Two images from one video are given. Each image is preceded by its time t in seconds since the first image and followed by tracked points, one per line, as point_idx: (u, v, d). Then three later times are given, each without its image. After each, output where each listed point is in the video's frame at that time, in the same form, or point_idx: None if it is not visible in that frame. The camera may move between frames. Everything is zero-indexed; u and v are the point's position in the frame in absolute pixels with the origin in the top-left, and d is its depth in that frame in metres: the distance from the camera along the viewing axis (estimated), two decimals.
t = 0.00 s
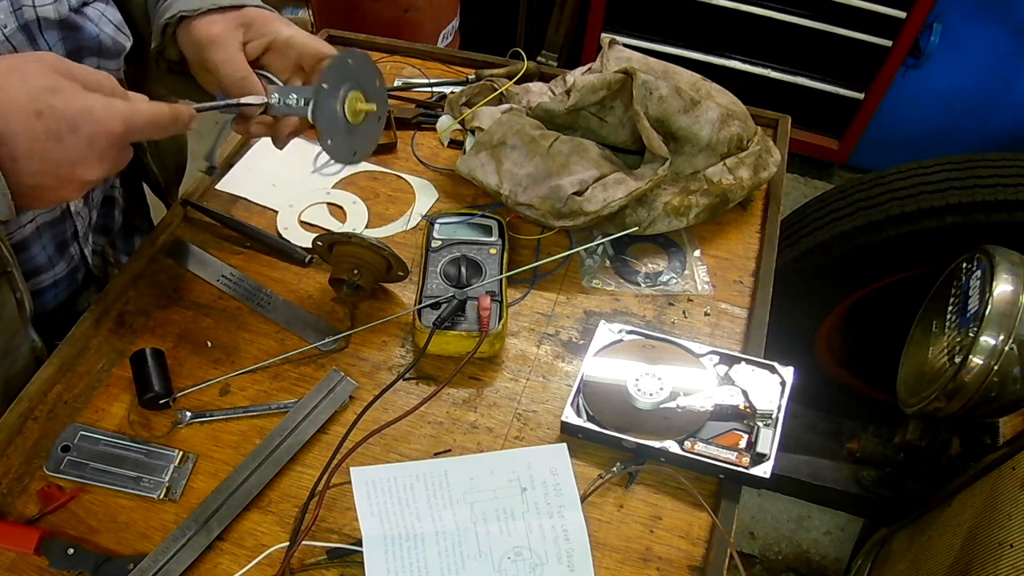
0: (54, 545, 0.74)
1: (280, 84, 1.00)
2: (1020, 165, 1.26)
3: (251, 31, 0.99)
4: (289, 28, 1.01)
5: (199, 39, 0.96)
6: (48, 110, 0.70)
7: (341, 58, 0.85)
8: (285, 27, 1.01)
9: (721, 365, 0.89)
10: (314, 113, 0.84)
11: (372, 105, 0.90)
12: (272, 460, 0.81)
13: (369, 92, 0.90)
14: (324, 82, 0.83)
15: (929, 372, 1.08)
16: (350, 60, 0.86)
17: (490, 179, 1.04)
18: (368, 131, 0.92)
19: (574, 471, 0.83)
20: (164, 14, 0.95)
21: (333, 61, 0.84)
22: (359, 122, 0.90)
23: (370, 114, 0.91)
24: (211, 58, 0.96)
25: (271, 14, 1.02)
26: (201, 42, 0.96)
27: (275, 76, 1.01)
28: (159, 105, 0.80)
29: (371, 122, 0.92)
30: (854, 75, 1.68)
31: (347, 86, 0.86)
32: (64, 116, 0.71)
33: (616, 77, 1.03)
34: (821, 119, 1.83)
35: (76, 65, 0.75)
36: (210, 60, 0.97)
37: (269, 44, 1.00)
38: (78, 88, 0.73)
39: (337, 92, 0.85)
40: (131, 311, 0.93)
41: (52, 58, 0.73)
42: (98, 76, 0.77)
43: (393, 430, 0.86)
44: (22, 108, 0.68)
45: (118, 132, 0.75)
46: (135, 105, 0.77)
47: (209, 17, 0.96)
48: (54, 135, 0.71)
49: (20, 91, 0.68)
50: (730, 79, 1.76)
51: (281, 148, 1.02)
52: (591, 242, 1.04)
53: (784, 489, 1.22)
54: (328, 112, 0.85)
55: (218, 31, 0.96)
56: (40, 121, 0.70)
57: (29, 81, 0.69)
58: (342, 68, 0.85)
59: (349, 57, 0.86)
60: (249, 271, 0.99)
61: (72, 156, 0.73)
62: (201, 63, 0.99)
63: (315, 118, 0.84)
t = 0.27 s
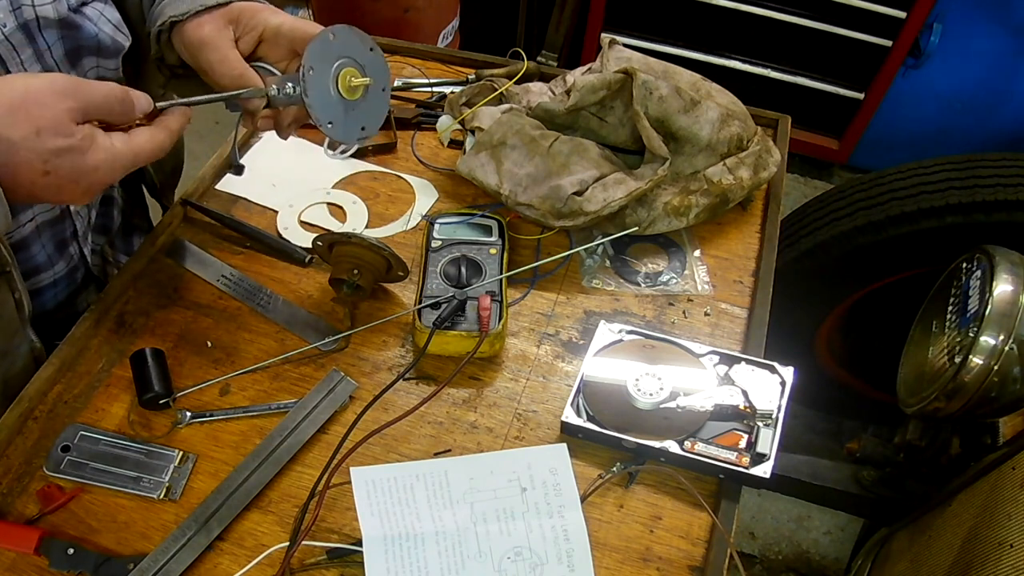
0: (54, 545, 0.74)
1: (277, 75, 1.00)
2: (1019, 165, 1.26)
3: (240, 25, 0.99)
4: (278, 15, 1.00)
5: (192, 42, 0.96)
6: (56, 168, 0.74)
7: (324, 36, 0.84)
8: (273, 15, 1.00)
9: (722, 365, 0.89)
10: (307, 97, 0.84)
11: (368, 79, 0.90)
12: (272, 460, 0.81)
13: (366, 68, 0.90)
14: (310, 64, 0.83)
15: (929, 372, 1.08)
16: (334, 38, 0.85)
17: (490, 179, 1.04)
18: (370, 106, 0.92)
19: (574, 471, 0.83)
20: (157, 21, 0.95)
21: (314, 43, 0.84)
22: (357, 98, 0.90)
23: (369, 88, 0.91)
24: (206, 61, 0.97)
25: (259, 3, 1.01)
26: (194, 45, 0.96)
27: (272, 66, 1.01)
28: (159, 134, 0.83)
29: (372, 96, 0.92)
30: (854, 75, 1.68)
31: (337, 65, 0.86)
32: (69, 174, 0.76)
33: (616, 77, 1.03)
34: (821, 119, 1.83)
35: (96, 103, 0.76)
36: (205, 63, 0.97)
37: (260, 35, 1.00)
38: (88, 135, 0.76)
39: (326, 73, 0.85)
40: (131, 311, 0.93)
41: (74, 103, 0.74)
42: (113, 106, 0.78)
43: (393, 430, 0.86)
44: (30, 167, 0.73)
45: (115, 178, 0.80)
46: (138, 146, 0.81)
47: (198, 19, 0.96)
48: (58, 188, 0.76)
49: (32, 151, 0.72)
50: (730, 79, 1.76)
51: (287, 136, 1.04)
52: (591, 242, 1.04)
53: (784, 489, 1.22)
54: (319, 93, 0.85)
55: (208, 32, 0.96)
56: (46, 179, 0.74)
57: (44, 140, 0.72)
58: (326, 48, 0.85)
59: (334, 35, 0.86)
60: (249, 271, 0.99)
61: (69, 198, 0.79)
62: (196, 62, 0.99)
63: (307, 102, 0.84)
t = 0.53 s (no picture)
0: (54, 545, 0.74)
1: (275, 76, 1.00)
2: (1019, 165, 1.26)
3: (236, 27, 0.99)
4: (274, 16, 1.00)
5: (189, 44, 0.96)
6: (53, 173, 0.74)
7: (318, 39, 0.84)
8: (269, 16, 1.00)
9: (722, 365, 0.89)
10: (302, 101, 0.84)
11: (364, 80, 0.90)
12: (272, 460, 0.81)
13: (362, 69, 0.90)
14: (304, 68, 0.83)
15: (929, 372, 1.08)
16: (329, 40, 0.85)
17: (490, 179, 1.04)
18: (367, 107, 0.92)
19: (574, 472, 0.83)
20: (155, 24, 0.96)
21: (308, 45, 0.84)
22: (354, 99, 0.90)
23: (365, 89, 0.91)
24: (203, 63, 0.97)
25: (256, 4, 1.01)
26: (191, 47, 0.96)
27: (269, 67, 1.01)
28: (156, 137, 0.83)
29: (369, 96, 0.92)
30: (854, 75, 1.68)
31: (332, 67, 0.86)
32: (67, 179, 0.76)
33: (616, 77, 1.03)
34: (821, 119, 1.83)
35: (95, 109, 0.76)
36: (202, 65, 0.97)
37: (256, 36, 1.00)
38: (87, 140, 0.76)
39: (321, 75, 0.85)
40: (131, 311, 0.93)
41: (74, 110, 0.74)
42: (113, 111, 0.78)
43: (393, 430, 0.86)
44: (28, 172, 0.73)
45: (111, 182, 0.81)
46: (135, 149, 0.81)
47: (194, 21, 0.96)
48: (55, 192, 0.77)
49: (30, 157, 0.72)
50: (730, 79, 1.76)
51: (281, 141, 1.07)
52: (592, 242, 1.04)
53: (784, 489, 1.22)
54: (315, 97, 0.85)
55: (205, 34, 0.96)
56: (43, 184, 0.75)
57: (42, 147, 0.72)
58: (321, 49, 0.85)
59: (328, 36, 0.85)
60: (249, 271, 0.99)
61: (65, 201, 0.79)
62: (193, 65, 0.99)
63: (303, 107, 0.84)
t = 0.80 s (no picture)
0: (54, 545, 0.74)
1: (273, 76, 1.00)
2: (1019, 165, 1.26)
3: (232, 28, 0.99)
4: (269, 17, 1.00)
5: (185, 48, 0.96)
6: (56, 180, 0.74)
7: (308, 39, 0.84)
8: (265, 17, 1.00)
9: (721, 365, 0.89)
10: (296, 104, 0.84)
11: (358, 80, 0.90)
12: (272, 460, 0.81)
13: (356, 69, 0.90)
14: (297, 70, 0.84)
15: (929, 372, 1.08)
16: (320, 40, 0.86)
17: (490, 179, 1.04)
18: (363, 107, 0.92)
19: (574, 472, 0.83)
20: (152, 27, 0.96)
21: (298, 48, 0.84)
22: (349, 100, 0.90)
23: (360, 89, 0.91)
24: (199, 67, 0.97)
25: (251, 5, 1.00)
26: (187, 51, 0.97)
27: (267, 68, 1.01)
28: (157, 138, 0.83)
29: (365, 96, 0.92)
30: (854, 75, 1.68)
31: (325, 68, 0.86)
32: (70, 184, 0.76)
33: (615, 77, 1.03)
34: (821, 119, 1.83)
35: (99, 112, 0.76)
36: (199, 69, 0.97)
37: (253, 37, 1.00)
38: (90, 145, 0.76)
39: (314, 78, 0.85)
40: (131, 311, 0.93)
41: (76, 115, 0.74)
42: (114, 115, 0.78)
43: (394, 430, 0.86)
44: (31, 179, 0.73)
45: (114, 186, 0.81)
46: (137, 151, 0.81)
47: (189, 25, 0.96)
48: (57, 197, 0.77)
49: (33, 164, 0.72)
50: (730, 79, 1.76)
51: (280, 144, 1.08)
52: (591, 242, 1.04)
53: (784, 489, 1.22)
54: (309, 99, 0.85)
55: (200, 39, 0.96)
56: (47, 189, 0.75)
57: (45, 153, 0.72)
58: (311, 51, 0.85)
59: (319, 37, 0.86)
60: (249, 271, 0.99)
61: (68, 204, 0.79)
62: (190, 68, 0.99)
63: (297, 109, 0.84)
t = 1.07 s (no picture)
0: (54, 545, 0.74)
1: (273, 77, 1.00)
2: (1019, 165, 1.26)
3: (232, 29, 0.99)
4: (269, 18, 1.00)
5: (184, 49, 0.96)
6: (60, 183, 0.75)
7: (308, 41, 0.84)
8: (265, 18, 1.00)
9: (721, 365, 0.89)
10: (295, 106, 0.85)
11: (360, 82, 0.90)
12: (272, 460, 0.81)
13: (357, 70, 0.90)
14: (296, 72, 0.84)
15: (929, 372, 1.08)
16: (321, 42, 0.86)
17: (490, 179, 1.04)
18: (364, 108, 0.92)
19: (574, 471, 0.83)
20: (151, 28, 0.96)
21: (298, 50, 0.84)
22: (350, 102, 0.90)
23: (362, 90, 0.91)
24: (198, 68, 0.97)
25: (249, 6, 1.00)
26: (186, 52, 0.97)
27: (266, 69, 1.01)
28: (160, 139, 0.83)
29: (366, 98, 0.92)
30: (854, 75, 1.68)
31: (325, 70, 0.86)
32: (74, 186, 0.76)
33: (616, 77, 1.03)
34: (821, 119, 1.83)
35: (102, 115, 0.76)
36: (198, 70, 0.98)
37: (252, 38, 1.00)
38: (94, 148, 0.77)
39: (314, 80, 0.86)
40: (131, 311, 0.93)
41: (81, 118, 0.74)
42: (117, 118, 0.78)
43: (394, 430, 0.86)
44: (36, 181, 0.73)
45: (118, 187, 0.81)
46: (141, 152, 0.81)
47: (188, 25, 0.96)
48: (61, 200, 0.77)
49: (38, 167, 0.72)
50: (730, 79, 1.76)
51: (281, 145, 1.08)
52: (591, 242, 1.04)
53: (784, 489, 1.22)
54: (309, 101, 0.85)
55: (199, 40, 0.96)
56: (51, 192, 0.75)
57: (50, 157, 0.73)
58: (312, 53, 0.85)
59: (320, 39, 0.86)
60: (249, 271, 0.99)
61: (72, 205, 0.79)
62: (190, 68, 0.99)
63: (297, 111, 0.85)
